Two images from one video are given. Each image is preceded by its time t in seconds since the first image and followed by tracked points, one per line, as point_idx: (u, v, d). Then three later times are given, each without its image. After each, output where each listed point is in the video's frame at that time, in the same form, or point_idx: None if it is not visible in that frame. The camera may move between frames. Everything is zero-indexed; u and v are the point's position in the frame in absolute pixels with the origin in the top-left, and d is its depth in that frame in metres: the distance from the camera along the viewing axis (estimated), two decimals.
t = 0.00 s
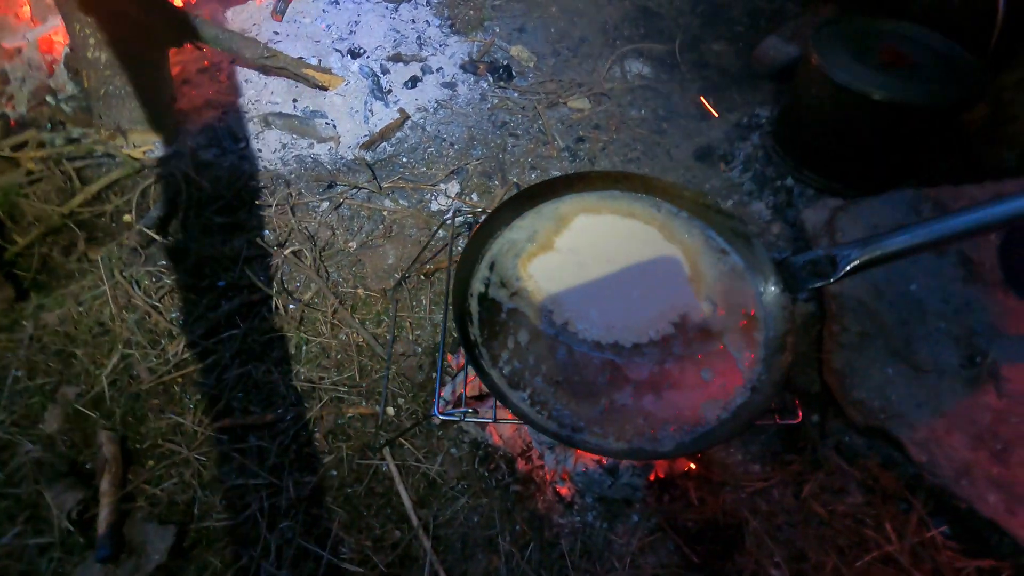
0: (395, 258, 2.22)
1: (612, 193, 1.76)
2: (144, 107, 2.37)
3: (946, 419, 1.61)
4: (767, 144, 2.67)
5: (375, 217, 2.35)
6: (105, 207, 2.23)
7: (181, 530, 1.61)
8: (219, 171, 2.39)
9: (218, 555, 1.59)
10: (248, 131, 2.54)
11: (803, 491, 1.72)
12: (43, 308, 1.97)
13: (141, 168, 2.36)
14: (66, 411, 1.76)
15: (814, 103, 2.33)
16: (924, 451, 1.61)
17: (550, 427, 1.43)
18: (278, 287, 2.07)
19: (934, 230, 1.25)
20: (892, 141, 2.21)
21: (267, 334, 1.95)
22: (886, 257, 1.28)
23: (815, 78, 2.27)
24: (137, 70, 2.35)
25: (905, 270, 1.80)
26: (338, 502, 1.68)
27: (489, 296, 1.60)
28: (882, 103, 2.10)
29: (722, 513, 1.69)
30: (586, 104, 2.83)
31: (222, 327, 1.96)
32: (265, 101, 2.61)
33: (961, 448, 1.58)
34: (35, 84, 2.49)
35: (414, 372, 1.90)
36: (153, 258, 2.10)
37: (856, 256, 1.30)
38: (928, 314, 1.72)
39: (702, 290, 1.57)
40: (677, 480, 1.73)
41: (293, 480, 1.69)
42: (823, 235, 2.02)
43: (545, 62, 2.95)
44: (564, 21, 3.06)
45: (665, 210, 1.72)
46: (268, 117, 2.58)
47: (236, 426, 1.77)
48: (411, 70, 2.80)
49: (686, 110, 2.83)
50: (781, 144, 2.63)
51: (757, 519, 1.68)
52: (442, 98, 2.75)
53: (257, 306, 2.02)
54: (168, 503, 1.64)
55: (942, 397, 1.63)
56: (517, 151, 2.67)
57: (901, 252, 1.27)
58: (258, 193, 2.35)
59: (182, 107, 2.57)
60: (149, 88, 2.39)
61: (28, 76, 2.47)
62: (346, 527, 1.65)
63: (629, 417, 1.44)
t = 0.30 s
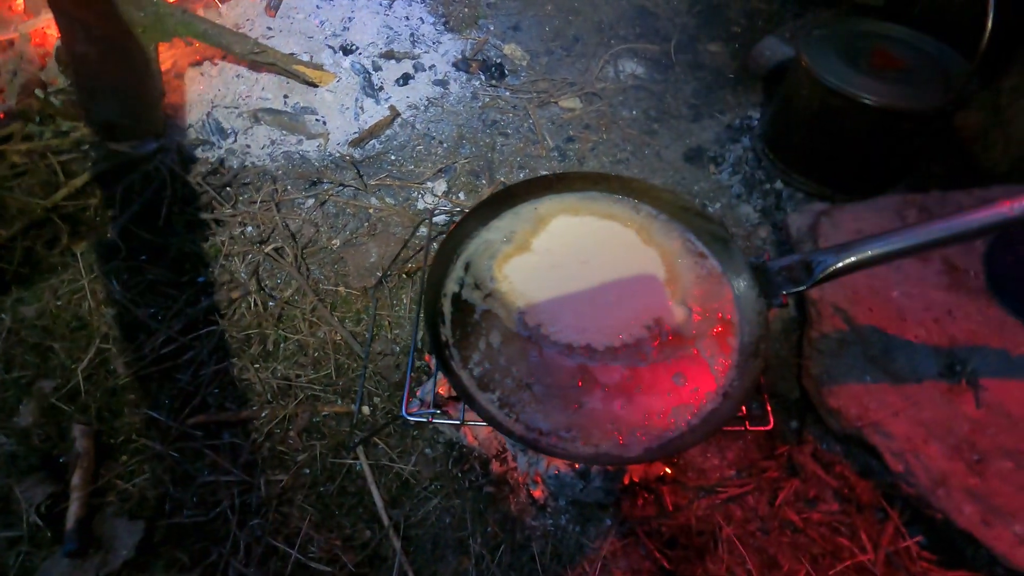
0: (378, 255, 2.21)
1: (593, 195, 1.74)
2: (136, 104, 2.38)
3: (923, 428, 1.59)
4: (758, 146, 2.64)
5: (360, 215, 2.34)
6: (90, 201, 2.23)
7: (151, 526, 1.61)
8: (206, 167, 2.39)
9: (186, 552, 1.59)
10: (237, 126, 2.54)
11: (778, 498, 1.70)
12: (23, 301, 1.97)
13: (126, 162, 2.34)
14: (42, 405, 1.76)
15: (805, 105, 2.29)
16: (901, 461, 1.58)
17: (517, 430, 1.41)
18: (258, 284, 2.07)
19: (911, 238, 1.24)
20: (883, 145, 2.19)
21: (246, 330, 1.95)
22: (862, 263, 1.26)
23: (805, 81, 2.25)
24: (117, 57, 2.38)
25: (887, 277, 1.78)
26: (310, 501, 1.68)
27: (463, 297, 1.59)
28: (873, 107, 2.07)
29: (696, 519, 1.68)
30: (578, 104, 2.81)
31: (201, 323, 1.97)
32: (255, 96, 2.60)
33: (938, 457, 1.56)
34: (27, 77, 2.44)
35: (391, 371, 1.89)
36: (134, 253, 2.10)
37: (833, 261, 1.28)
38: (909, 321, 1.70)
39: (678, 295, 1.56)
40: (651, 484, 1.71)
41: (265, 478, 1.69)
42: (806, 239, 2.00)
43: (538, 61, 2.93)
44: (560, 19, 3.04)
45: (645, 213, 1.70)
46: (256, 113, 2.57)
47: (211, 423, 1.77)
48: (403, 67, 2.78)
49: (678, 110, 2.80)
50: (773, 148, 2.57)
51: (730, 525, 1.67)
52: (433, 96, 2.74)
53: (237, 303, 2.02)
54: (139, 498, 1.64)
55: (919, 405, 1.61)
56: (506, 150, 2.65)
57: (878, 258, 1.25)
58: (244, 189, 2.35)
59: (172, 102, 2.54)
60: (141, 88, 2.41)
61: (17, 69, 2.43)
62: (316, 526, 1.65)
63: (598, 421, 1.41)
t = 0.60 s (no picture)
0: (365, 254, 2.21)
1: (576, 195, 1.72)
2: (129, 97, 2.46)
3: (904, 434, 1.58)
4: (751, 149, 2.63)
5: (350, 213, 2.34)
6: (82, 195, 2.24)
7: (130, 520, 1.62)
8: (196, 163, 2.40)
9: (164, 547, 1.59)
10: (230, 123, 2.55)
11: (758, 502, 1.70)
12: (9, 295, 1.97)
13: (118, 157, 2.35)
14: (25, 399, 1.76)
15: (796, 108, 2.28)
16: (881, 466, 1.57)
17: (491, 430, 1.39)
18: (243, 282, 2.08)
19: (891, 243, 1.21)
20: (873, 148, 2.17)
21: (231, 327, 1.97)
22: (841, 268, 1.23)
23: (797, 83, 2.23)
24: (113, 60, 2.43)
25: (873, 282, 1.77)
26: (288, 498, 1.69)
27: (442, 296, 1.58)
28: (864, 111, 2.05)
29: (674, 522, 1.67)
30: (571, 104, 2.80)
31: (186, 319, 1.98)
32: (249, 94, 2.60)
33: (918, 463, 1.55)
34: (22, 72, 2.36)
35: (373, 370, 1.89)
36: (122, 248, 2.12)
37: (813, 265, 1.25)
38: (892, 326, 1.69)
39: (658, 298, 1.54)
40: (631, 487, 1.71)
41: (244, 474, 1.70)
42: (793, 243, 2.00)
43: (534, 61, 2.92)
44: (556, 19, 3.03)
45: (629, 214, 1.68)
46: (249, 110, 2.57)
47: (193, 418, 1.78)
48: (398, 66, 2.77)
49: (672, 111, 2.78)
50: (763, 148, 2.56)
51: (709, 528, 1.67)
52: (427, 95, 2.74)
53: (222, 300, 2.03)
54: (118, 493, 1.65)
55: (900, 411, 1.60)
56: (498, 150, 2.64)
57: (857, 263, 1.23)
58: (234, 186, 2.37)
59: (164, 97, 2.56)
60: (134, 82, 2.47)
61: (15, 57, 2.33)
62: (293, 523, 1.65)
63: (573, 423, 1.38)
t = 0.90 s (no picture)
0: (361, 253, 2.21)
1: (566, 195, 1.74)
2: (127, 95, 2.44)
3: (898, 441, 1.57)
4: (750, 152, 2.62)
5: (347, 212, 2.34)
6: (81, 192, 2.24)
7: (120, 518, 1.62)
8: (194, 161, 2.40)
9: (153, 545, 1.60)
10: (229, 121, 2.55)
11: (750, 508, 1.69)
12: (5, 291, 1.97)
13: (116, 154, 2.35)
14: (18, 395, 1.76)
15: (796, 111, 2.27)
16: (874, 472, 1.56)
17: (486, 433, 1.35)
18: (238, 280, 2.08)
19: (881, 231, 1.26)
20: (872, 155, 2.17)
21: (225, 325, 1.97)
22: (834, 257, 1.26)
23: (797, 87, 2.22)
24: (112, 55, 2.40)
25: (869, 288, 1.76)
26: (278, 497, 1.69)
27: (434, 298, 1.56)
28: (864, 115, 2.04)
29: (665, 526, 1.67)
30: (571, 105, 2.79)
31: (180, 317, 1.99)
32: (249, 92, 2.61)
33: (911, 471, 1.54)
34: (23, 69, 2.38)
35: (367, 370, 1.89)
36: (118, 245, 2.13)
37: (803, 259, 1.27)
38: (887, 332, 1.68)
39: (650, 296, 1.54)
40: (622, 490, 1.70)
41: (235, 473, 1.70)
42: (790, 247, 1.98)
43: (534, 61, 2.91)
44: (558, 20, 3.02)
45: (619, 214, 1.70)
46: (249, 108, 2.57)
47: (185, 416, 1.79)
48: (398, 65, 2.76)
49: (672, 113, 2.77)
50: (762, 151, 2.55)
51: (700, 534, 1.65)
52: (426, 95, 2.73)
53: (216, 298, 2.03)
54: (109, 490, 1.65)
55: (895, 418, 1.58)
56: (496, 150, 2.63)
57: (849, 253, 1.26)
58: (232, 184, 2.37)
59: (163, 95, 2.58)
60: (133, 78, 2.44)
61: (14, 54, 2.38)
62: (283, 522, 1.65)
63: (567, 422, 1.34)
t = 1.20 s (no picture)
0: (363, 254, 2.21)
1: (557, 185, 1.71)
2: (129, 92, 2.49)
3: (896, 447, 1.57)
4: (752, 155, 2.62)
5: (349, 212, 2.34)
6: (84, 189, 2.25)
7: (120, 515, 1.63)
8: (197, 159, 2.41)
9: (153, 542, 1.61)
10: (233, 120, 2.56)
11: (748, 512, 1.69)
12: (9, 287, 1.98)
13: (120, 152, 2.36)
14: (20, 391, 1.77)
15: (798, 115, 2.27)
16: (873, 479, 1.57)
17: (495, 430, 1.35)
18: (240, 279, 2.09)
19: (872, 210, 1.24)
20: (874, 160, 2.17)
21: (227, 324, 1.98)
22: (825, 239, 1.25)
23: (799, 91, 2.22)
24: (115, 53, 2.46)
25: (871, 292, 1.75)
26: (278, 496, 1.70)
27: (432, 300, 1.55)
28: (867, 121, 2.04)
29: (663, 529, 1.67)
30: (574, 107, 2.78)
31: (182, 316, 1.99)
32: (253, 91, 2.61)
33: (909, 478, 1.54)
34: (28, 67, 2.32)
35: (367, 371, 1.89)
36: (121, 243, 2.13)
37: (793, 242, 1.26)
38: (888, 337, 1.67)
39: (648, 285, 1.53)
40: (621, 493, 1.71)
41: (235, 472, 1.71)
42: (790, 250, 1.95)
43: (537, 63, 2.91)
44: (562, 21, 3.02)
45: (612, 202, 1.68)
46: (253, 107, 2.58)
47: (186, 414, 1.80)
48: (402, 65, 2.77)
49: (675, 116, 2.77)
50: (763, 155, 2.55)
51: (698, 538, 1.66)
52: (430, 95, 2.73)
53: (218, 296, 2.04)
54: (110, 487, 1.66)
55: (894, 424, 1.58)
56: (499, 151, 2.63)
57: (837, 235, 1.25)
58: (235, 183, 2.38)
59: (168, 92, 2.59)
60: (138, 76, 2.50)
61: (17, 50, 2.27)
62: (282, 521, 1.66)
63: (573, 413, 1.35)
